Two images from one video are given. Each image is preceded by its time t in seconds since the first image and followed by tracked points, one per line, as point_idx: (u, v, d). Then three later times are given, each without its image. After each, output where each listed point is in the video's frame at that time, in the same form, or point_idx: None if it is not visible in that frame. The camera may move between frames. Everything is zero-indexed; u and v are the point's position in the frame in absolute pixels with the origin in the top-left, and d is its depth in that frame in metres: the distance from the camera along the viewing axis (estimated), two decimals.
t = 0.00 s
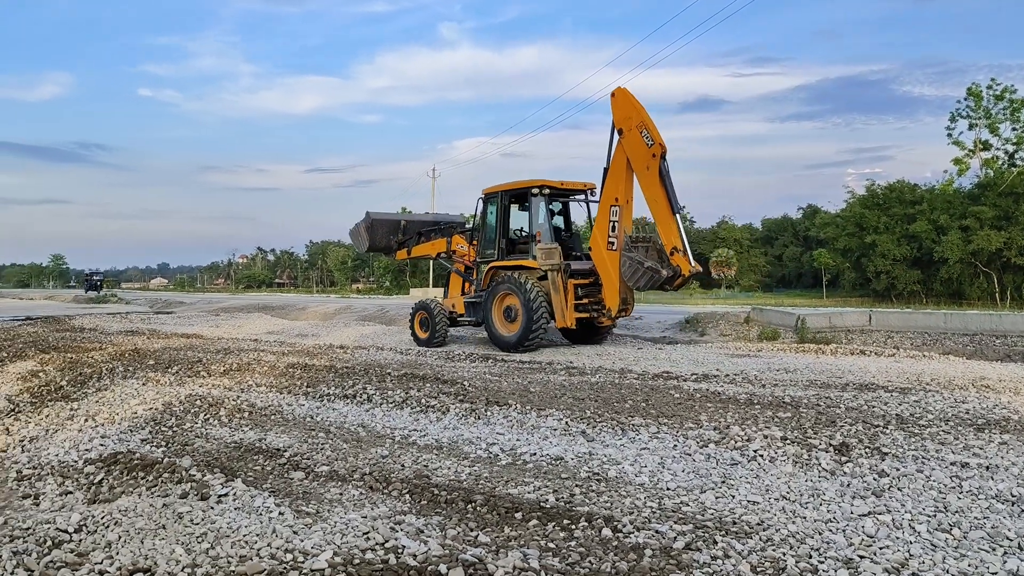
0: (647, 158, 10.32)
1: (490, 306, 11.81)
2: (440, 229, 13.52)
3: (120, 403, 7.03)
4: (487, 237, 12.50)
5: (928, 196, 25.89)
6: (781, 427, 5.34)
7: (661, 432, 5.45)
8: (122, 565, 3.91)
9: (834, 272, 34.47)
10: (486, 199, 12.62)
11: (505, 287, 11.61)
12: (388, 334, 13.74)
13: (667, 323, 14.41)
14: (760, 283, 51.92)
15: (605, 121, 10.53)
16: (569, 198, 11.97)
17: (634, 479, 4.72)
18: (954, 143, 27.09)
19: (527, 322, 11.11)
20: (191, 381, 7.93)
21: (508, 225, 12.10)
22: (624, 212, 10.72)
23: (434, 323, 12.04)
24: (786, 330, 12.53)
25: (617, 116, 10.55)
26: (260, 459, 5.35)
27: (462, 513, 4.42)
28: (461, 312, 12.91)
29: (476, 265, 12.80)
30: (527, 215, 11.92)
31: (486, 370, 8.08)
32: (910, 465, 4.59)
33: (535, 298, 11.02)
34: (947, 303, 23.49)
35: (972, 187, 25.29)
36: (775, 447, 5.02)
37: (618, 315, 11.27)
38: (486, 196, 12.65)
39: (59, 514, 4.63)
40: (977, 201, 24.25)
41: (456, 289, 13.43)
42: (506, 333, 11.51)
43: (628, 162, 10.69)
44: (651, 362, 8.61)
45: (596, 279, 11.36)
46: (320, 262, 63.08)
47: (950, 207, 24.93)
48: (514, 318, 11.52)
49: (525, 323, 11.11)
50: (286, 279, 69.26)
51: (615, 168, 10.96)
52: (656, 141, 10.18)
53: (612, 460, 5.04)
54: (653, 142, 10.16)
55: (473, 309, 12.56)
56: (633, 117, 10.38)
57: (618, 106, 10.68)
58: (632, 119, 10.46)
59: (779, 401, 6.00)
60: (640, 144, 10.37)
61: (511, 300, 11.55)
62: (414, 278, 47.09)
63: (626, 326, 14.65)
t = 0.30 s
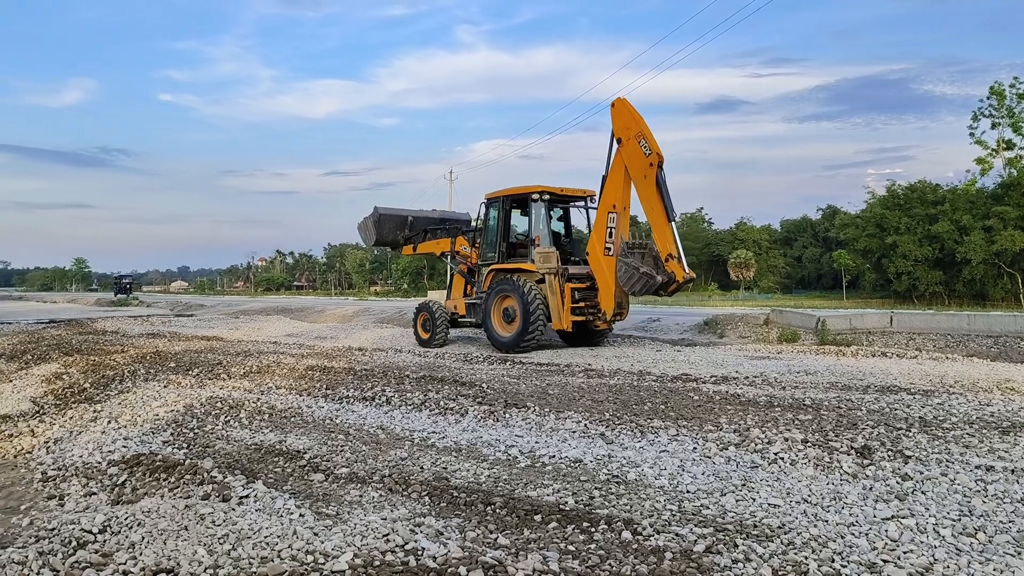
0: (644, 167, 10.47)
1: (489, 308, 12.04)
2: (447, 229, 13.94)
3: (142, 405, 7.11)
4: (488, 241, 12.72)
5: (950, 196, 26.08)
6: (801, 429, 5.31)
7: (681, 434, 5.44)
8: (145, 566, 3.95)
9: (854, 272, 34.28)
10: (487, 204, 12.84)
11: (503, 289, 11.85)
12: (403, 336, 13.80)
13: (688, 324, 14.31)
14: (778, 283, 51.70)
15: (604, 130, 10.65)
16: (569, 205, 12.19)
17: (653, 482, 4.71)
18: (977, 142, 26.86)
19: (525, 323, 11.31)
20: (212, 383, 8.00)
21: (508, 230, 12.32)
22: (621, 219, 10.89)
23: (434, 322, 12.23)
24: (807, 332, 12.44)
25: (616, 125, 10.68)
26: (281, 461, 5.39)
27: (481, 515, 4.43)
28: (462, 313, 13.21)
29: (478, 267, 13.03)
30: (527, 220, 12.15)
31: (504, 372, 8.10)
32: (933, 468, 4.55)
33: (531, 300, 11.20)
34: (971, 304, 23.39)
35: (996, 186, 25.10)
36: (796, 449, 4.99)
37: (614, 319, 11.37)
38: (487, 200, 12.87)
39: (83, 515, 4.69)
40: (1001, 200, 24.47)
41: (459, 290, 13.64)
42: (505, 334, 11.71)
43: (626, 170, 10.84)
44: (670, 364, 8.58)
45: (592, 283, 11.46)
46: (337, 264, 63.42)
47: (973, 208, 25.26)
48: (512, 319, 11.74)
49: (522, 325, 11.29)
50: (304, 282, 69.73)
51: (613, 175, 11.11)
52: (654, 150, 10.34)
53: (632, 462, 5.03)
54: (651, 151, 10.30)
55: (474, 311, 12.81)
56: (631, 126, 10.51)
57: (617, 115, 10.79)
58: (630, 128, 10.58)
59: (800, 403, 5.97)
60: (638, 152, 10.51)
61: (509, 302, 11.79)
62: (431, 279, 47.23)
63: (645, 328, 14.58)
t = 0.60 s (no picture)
0: (642, 176, 10.66)
1: (490, 311, 12.25)
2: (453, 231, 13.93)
3: (167, 406, 7.19)
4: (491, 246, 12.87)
5: (977, 196, 26.62)
6: (826, 432, 5.28)
7: (704, 437, 5.42)
8: (171, 566, 4.00)
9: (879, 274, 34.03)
10: (490, 210, 13.01)
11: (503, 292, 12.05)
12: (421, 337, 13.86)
13: (709, 327, 14.23)
14: (801, 286, 51.50)
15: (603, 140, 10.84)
16: (569, 211, 12.32)
17: (676, 485, 4.70)
18: (1005, 142, 26.55)
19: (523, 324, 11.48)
20: (236, 385, 8.08)
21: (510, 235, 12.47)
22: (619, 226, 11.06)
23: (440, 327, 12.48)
24: (831, 334, 12.34)
25: (614, 135, 10.89)
26: (304, 462, 5.43)
27: (503, 517, 4.44)
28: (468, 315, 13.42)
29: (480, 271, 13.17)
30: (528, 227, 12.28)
31: (525, 375, 8.11)
32: (961, 472, 4.50)
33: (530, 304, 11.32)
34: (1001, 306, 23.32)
35: None
36: (820, 452, 4.96)
37: (611, 323, 11.61)
38: (490, 207, 13.03)
39: (111, 515, 4.75)
40: None
41: (464, 292, 13.78)
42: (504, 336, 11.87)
43: (624, 179, 11.02)
44: (692, 367, 8.54)
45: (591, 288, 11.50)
46: (359, 267, 63.88)
47: (1001, 208, 26.10)
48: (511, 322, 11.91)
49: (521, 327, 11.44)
50: (325, 284, 70.24)
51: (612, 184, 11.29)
52: (651, 159, 10.52)
53: (654, 464, 5.02)
54: (648, 161, 10.47)
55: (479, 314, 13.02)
56: (629, 137, 10.69)
57: (616, 125, 10.97)
58: (629, 138, 10.76)
59: (824, 406, 5.93)
60: (636, 162, 10.69)
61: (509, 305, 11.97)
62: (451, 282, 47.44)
63: (667, 330, 14.53)
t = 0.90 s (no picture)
0: (628, 178, 10.74)
1: (489, 312, 12.55)
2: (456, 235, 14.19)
3: (189, 406, 7.27)
4: (490, 248, 13.12)
5: (1002, 199, 27.33)
6: (847, 437, 5.24)
7: (723, 440, 5.40)
8: (193, 564, 4.03)
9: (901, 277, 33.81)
10: (489, 213, 13.24)
11: (502, 294, 12.34)
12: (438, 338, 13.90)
13: (729, 329, 14.14)
14: (822, 288, 51.21)
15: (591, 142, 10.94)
16: (565, 213, 12.44)
17: (696, 488, 4.68)
18: None
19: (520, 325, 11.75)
20: (257, 385, 8.15)
21: (508, 238, 12.72)
22: (609, 226, 11.15)
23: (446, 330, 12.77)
24: (853, 337, 12.25)
25: (601, 138, 11.01)
26: (323, 463, 5.46)
27: (522, 519, 4.44)
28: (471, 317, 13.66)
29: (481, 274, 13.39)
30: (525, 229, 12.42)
31: (544, 377, 8.11)
32: (986, 477, 4.46)
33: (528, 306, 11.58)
34: None
35: None
36: (842, 457, 4.93)
37: (607, 321, 11.59)
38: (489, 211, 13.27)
39: (133, 513, 4.81)
40: None
41: (469, 295, 13.98)
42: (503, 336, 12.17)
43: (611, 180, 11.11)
44: (712, 370, 8.50)
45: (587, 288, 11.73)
46: (377, 268, 64.24)
47: None
48: (510, 323, 12.19)
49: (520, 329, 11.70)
50: (343, 284, 70.64)
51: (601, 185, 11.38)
52: (637, 160, 10.59)
53: (673, 468, 5.01)
54: (633, 162, 10.54)
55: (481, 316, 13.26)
56: (615, 139, 10.78)
57: (603, 127, 11.06)
58: (615, 140, 10.85)
59: (846, 410, 5.89)
60: (622, 163, 10.77)
61: (508, 306, 12.25)
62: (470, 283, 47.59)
63: (686, 333, 14.46)
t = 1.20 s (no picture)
0: (621, 184, 10.86)
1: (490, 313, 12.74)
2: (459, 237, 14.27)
3: (206, 405, 7.33)
4: (490, 251, 13.26)
5: None
6: (866, 441, 5.20)
7: (740, 444, 5.38)
8: (210, 562, 4.06)
9: (922, 280, 33.51)
10: (489, 217, 13.35)
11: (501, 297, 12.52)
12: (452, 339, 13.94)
13: (746, 332, 14.06)
14: (840, 293, 50.86)
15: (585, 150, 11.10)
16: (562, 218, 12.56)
17: (712, 491, 4.67)
18: None
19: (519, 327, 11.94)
20: (274, 385, 8.19)
21: (507, 241, 12.86)
22: (603, 232, 11.26)
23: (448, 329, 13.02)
24: (871, 341, 12.15)
25: (596, 145, 11.16)
26: (340, 462, 5.49)
27: (537, 521, 4.44)
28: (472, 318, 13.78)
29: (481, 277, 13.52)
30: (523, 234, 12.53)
31: (560, 379, 8.09)
32: (1007, 484, 4.41)
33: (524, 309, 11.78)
34: None
35: None
36: (860, 461, 4.89)
37: (602, 324, 11.68)
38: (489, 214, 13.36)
39: (151, 510, 4.85)
40: None
41: (472, 296, 14.08)
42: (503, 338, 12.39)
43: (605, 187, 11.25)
44: (730, 373, 8.46)
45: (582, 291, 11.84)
46: (393, 269, 64.47)
47: None
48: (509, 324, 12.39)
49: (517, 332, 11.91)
50: (359, 284, 70.90)
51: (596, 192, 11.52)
52: (629, 167, 10.72)
53: (689, 471, 4.99)
54: (625, 169, 10.67)
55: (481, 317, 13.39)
56: (608, 146, 10.93)
57: (597, 135, 11.22)
58: (608, 147, 11.00)
59: (864, 414, 5.85)
60: (614, 170, 10.91)
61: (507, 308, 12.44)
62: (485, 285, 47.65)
63: (703, 335, 14.40)
